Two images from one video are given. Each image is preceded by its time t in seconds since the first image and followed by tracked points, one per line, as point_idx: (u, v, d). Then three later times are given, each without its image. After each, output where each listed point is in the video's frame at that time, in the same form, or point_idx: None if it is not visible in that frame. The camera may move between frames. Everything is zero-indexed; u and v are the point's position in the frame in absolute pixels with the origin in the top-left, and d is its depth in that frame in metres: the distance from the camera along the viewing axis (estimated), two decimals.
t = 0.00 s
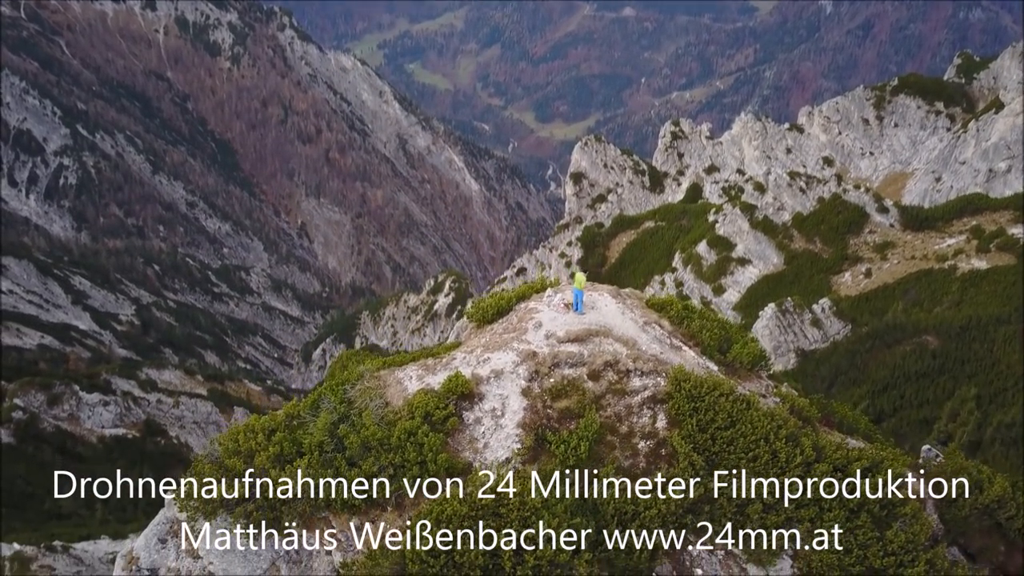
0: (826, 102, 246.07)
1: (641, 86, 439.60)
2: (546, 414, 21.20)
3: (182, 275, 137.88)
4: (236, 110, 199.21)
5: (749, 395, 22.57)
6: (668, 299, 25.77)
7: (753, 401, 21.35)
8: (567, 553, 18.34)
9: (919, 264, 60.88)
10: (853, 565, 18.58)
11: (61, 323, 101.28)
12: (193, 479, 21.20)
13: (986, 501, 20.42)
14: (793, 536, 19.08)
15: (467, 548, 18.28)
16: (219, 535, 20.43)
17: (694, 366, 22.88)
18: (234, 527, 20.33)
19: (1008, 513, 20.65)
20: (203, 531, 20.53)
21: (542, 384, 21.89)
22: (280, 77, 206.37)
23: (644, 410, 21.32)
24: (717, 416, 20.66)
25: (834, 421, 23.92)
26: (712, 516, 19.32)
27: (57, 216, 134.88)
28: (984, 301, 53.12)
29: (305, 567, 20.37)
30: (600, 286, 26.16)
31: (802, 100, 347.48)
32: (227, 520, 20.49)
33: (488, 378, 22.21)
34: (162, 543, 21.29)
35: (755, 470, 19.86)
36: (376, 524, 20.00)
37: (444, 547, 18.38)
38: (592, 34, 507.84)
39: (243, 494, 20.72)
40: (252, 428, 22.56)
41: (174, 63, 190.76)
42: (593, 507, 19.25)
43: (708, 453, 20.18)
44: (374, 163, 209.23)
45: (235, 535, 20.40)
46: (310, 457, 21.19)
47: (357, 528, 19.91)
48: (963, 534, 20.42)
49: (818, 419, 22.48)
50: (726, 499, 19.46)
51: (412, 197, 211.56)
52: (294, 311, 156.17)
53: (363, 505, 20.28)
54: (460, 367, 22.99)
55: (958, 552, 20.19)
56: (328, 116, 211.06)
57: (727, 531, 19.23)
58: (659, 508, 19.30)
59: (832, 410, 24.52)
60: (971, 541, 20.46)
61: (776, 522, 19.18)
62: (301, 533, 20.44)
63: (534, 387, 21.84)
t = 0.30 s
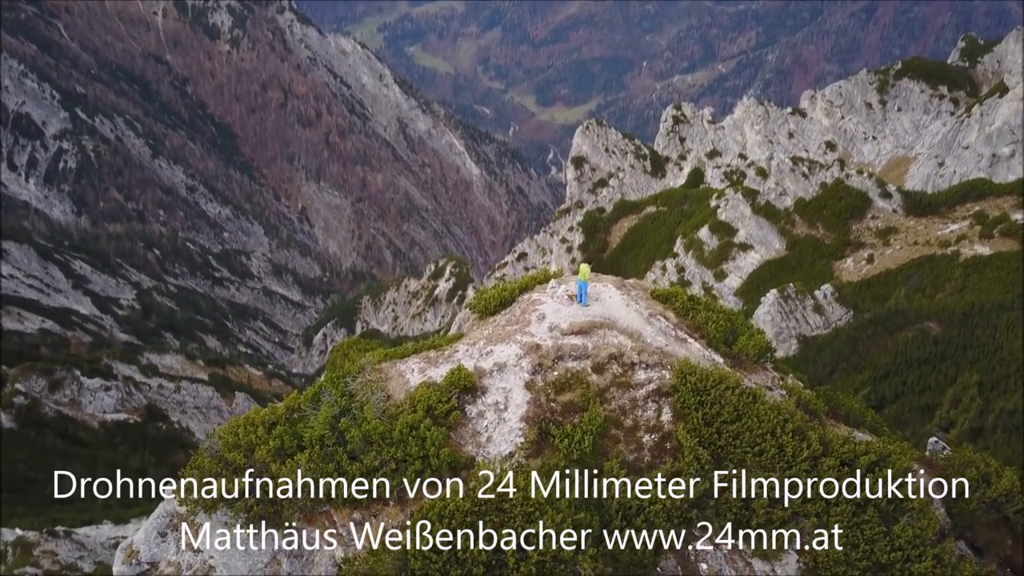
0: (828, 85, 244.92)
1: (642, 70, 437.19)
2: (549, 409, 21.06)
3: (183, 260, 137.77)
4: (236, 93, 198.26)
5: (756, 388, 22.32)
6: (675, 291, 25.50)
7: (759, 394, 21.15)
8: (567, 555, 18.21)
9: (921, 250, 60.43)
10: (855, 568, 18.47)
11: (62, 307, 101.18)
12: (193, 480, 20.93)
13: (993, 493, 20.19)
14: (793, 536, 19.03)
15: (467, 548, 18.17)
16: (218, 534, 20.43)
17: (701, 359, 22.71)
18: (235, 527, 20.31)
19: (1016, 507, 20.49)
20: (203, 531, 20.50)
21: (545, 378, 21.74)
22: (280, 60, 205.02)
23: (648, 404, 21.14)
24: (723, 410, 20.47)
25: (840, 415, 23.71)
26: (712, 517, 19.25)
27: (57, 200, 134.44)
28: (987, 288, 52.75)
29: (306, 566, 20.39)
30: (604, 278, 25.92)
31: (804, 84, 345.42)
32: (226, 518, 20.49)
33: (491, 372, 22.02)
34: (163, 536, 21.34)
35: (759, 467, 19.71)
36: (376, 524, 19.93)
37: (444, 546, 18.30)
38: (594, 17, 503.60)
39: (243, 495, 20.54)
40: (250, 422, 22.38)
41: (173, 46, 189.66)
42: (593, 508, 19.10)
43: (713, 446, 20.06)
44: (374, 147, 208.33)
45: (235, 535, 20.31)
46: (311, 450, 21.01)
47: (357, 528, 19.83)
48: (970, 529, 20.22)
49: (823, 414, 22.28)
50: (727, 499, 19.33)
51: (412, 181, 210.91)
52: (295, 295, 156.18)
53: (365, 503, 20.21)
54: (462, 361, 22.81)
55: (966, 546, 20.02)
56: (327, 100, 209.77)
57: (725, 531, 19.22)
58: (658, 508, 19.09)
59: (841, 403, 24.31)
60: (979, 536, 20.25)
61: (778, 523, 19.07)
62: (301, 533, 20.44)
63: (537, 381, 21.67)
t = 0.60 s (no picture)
0: (831, 66, 242.83)
1: (644, 50, 433.95)
2: (552, 401, 20.88)
3: (183, 242, 137.52)
4: (235, 74, 197.05)
5: (764, 380, 22.10)
6: (681, 280, 25.28)
7: (766, 385, 20.97)
8: (567, 556, 18.05)
9: (924, 234, 59.84)
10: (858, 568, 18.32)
11: (62, 289, 101.01)
12: (194, 479, 20.85)
13: (1003, 487, 19.86)
14: (796, 537, 18.86)
15: (468, 549, 18.05)
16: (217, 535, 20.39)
17: (707, 350, 22.48)
18: (234, 528, 20.27)
19: None
20: (202, 530, 20.44)
21: (549, 370, 21.56)
22: (280, 41, 203.23)
23: (653, 396, 20.98)
24: (730, 401, 20.37)
25: (849, 406, 23.46)
26: (714, 517, 19.17)
27: (56, 181, 133.99)
28: (990, 272, 52.32)
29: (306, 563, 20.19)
30: (608, 267, 25.69)
31: (807, 65, 342.75)
32: (225, 516, 20.43)
33: (493, 364, 21.88)
34: (163, 528, 21.16)
35: (765, 459, 19.64)
36: (377, 523, 19.70)
37: (444, 546, 18.13)
38: None
39: (242, 495, 20.37)
40: (251, 415, 22.28)
41: (172, 27, 188.25)
42: (594, 508, 18.92)
43: (720, 439, 19.98)
44: (375, 128, 207.09)
45: (235, 535, 20.26)
46: (313, 443, 20.87)
47: (356, 529, 19.61)
48: (978, 522, 19.97)
49: (831, 404, 22.04)
50: (729, 500, 19.20)
51: (412, 163, 209.97)
52: (296, 277, 156.03)
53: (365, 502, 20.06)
54: (466, 353, 22.64)
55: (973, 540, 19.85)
56: (327, 81, 208.10)
57: (726, 531, 19.12)
58: (658, 510, 18.98)
59: (849, 394, 24.12)
60: (986, 529, 19.99)
61: (780, 523, 18.95)
62: (301, 533, 20.28)
63: (540, 373, 21.50)
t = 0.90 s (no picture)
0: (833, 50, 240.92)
1: (645, 33, 430.58)
2: (556, 392, 20.74)
3: (183, 226, 137.24)
4: (235, 57, 195.92)
5: (769, 372, 21.94)
6: (687, 270, 25.14)
7: (771, 376, 20.83)
8: (568, 555, 17.81)
9: (926, 219, 59.07)
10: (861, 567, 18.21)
11: (63, 274, 100.82)
12: (194, 479, 21.02)
13: (1009, 479, 19.72)
14: (798, 536, 18.78)
15: (468, 549, 17.92)
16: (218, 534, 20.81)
17: (712, 341, 22.33)
18: (235, 528, 20.62)
19: None
20: (203, 529, 20.88)
21: (552, 361, 21.44)
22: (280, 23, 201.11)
23: (658, 386, 20.89)
24: (734, 394, 20.21)
25: (853, 398, 23.34)
26: (715, 514, 19.17)
27: (56, 165, 133.41)
28: (993, 257, 51.55)
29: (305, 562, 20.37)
30: (612, 256, 25.57)
31: (810, 48, 339.85)
32: (224, 514, 20.74)
33: (496, 355, 21.86)
34: (163, 520, 21.64)
35: (770, 452, 19.46)
36: (378, 522, 19.54)
37: (444, 546, 18.00)
38: None
39: (243, 495, 20.37)
40: (251, 406, 22.22)
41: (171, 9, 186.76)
42: (595, 508, 18.71)
43: (725, 431, 19.82)
44: (375, 112, 205.82)
45: (235, 534, 20.65)
46: (313, 436, 20.73)
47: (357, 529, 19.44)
48: (983, 513, 19.87)
49: (836, 395, 21.90)
50: (730, 500, 19.09)
51: (413, 147, 209.15)
52: (297, 262, 155.96)
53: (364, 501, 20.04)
54: (468, 344, 22.59)
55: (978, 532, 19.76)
56: (327, 64, 206.16)
57: (726, 531, 19.08)
58: (659, 509, 18.79)
59: (855, 385, 24.01)
60: (992, 520, 19.93)
61: (783, 521, 18.82)
62: (301, 533, 20.51)
63: (543, 365, 21.37)
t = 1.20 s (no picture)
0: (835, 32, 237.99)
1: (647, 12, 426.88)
2: (558, 383, 20.65)
3: (181, 209, 136.87)
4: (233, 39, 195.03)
5: (773, 362, 21.81)
6: (690, 259, 25.08)
7: (776, 367, 20.77)
8: (568, 556, 17.44)
9: (928, 202, 58.72)
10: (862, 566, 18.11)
11: (62, 256, 100.66)
12: (193, 479, 20.78)
13: (1015, 470, 19.56)
14: (799, 535, 18.65)
15: (468, 549, 17.77)
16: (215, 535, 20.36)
17: (715, 332, 22.16)
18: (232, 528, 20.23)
19: None
20: (201, 530, 20.31)
21: (554, 352, 21.36)
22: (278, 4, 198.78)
23: (661, 377, 20.82)
24: (739, 385, 20.13)
25: (858, 387, 23.24)
26: (717, 511, 19.03)
27: (53, 147, 132.71)
28: (995, 240, 51.20)
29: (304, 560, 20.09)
30: (615, 244, 25.50)
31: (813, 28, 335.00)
32: (223, 511, 20.39)
33: (498, 346, 21.76)
34: (161, 511, 20.98)
35: (775, 444, 19.31)
36: (376, 521, 19.30)
37: (444, 546, 17.83)
38: None
39: (242, 494, 20.09)
40: (251, 397, 22.13)
41: None
42: (596, 507, 18.46)
43: (728, 422, 19.69)
44: (373, 94, 204.23)
45: (235, 534, 20.22)
46: (313, 428, 20.70)
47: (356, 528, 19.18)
48: (989, 503, 19.85)
49: (839, 384, 21.82)
50: (730, 500, 19.02)
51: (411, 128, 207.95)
52: (296, 245, 155.66)
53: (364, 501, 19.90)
54: (470, 335, 22.51)
55: (984, 523, 19.66)
56: (325, 45, 204.14)
57: (725, 532, 18.84)
58: (659, 508, 18.59)
59: (859, 376, 23.86)
60: (998, 510, 19.90)
61: (785, 520, 18.68)
62: (301, 532, 20.26)
63: (546, 355, 21.27)
